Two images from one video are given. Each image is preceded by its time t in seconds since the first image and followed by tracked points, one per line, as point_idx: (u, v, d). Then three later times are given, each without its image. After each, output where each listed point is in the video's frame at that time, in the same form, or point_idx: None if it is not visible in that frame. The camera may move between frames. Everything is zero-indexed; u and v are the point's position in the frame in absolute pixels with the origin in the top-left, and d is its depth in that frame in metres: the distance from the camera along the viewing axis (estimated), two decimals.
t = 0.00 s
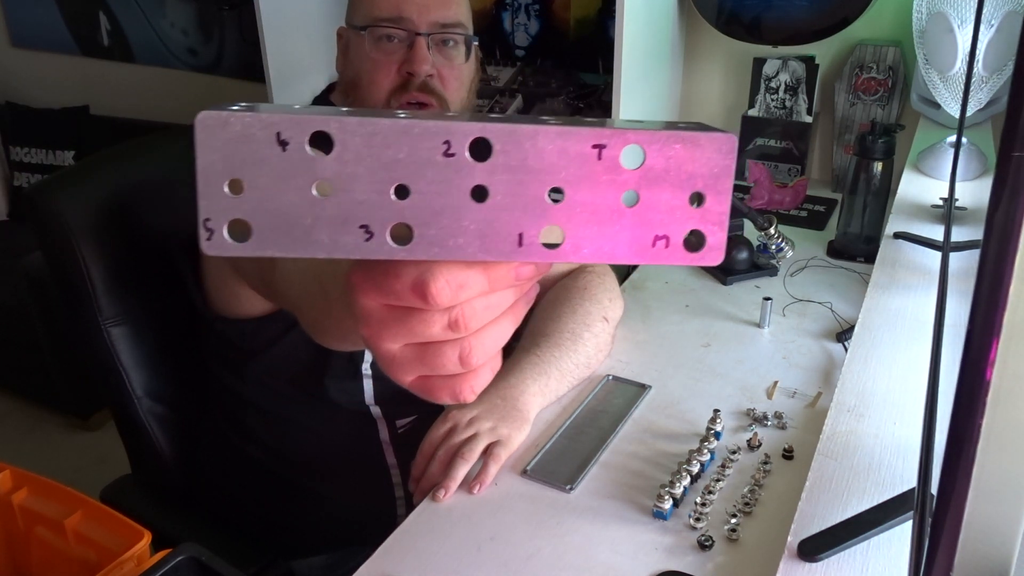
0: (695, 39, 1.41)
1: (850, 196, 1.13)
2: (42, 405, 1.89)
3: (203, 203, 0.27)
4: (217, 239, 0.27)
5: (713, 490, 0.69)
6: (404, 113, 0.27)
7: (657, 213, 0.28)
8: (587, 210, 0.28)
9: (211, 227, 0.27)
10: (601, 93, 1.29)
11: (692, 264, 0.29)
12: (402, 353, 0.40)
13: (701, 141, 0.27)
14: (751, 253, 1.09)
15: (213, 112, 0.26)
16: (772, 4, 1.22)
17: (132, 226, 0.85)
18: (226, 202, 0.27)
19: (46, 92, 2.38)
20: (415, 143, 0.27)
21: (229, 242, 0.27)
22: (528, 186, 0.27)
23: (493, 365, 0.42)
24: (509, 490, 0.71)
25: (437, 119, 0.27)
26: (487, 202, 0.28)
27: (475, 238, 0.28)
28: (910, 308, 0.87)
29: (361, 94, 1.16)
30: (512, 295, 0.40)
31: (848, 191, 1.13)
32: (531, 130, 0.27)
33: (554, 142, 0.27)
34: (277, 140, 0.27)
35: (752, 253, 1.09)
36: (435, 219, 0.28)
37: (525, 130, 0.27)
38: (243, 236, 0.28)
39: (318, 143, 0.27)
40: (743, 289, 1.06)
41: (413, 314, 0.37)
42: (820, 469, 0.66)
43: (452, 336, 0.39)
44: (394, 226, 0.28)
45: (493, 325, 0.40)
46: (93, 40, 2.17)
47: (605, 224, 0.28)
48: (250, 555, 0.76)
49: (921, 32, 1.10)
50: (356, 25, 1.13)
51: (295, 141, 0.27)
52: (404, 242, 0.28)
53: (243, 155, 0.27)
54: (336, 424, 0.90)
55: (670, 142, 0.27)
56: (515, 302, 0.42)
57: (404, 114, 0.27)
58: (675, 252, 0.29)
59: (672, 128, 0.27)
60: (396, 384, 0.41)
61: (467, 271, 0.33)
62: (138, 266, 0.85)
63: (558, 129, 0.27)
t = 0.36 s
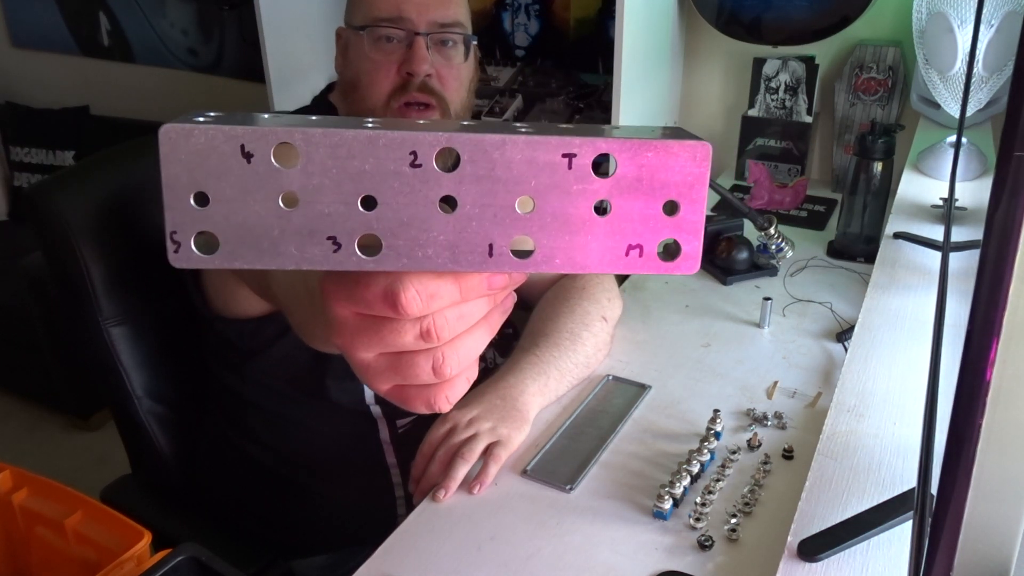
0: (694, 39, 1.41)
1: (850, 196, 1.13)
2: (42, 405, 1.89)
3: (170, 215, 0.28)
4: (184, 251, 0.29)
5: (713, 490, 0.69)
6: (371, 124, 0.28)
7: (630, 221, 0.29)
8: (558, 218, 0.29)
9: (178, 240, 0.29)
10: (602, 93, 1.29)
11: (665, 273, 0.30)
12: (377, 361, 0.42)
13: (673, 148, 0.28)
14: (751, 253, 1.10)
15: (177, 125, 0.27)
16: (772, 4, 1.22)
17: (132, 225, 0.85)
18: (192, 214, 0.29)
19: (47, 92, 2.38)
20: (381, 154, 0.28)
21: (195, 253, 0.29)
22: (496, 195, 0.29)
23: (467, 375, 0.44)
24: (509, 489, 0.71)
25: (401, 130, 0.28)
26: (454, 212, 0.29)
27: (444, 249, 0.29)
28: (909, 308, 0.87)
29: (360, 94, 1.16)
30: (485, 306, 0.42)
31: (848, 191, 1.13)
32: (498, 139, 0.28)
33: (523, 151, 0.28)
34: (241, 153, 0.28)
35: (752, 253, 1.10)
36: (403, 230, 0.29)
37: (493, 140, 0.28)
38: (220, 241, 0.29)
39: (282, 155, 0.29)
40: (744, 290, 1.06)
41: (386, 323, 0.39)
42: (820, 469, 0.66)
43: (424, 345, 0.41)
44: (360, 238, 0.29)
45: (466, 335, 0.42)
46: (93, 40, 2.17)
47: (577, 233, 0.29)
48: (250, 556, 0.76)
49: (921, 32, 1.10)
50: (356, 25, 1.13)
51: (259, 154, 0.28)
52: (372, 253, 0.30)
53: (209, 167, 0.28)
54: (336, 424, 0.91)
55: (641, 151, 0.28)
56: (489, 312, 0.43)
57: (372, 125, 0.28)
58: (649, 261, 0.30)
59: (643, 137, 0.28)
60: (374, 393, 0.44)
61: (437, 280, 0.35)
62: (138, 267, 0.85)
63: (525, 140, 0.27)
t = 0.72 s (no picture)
0: (694, 39, 1.41)
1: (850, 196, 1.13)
2: (42, 405, 1.89)
3: (165, 195, 0.29)
4: (181, 231, 0.29)
5: (713, 490, 0.69)
6: (365, 101, 0.28)
7: (628, 191, 0.29)
8: (555, 189, 0.29)
9: (175, 220, 0.29)
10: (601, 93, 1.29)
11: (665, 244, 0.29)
12: (377, 342, 0.42)
13: (671, 115, 0.27)
14: (751, 253, 1.10)
15: (171, 104, 0.28)
16: (771, 4, 1.22)
17: (132, 226, 0.85)
18: (189, 194, 0.29)
19: (47, 92, 2.38)
20: (375, 129, 0.28)
21: (192, 233, 0.29)
22: (492, 168, 0.28)
23: (467, 354, 0.44)
24: (509, 490, 0.71)
25: (396, 105, 0.28)
26: (451, 184, 0.29)
27: (441, 224, 0.29)
28: (910, 308, 0.87)
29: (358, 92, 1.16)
30: (484, 284, 0.42)
31: (848, 191, 1.13)
32: (492, 111, 0.28)
33: (518, 123, 0.28)
34: (235, 131, 0.28)
35: (752, 253, 1.10)
36: (399, 205, 0.29)
37: (487, 112, 0.28)
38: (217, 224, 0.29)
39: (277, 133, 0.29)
40: (743, 290, 1.06)
41: (385, 302, 0.39)
42: (820, 470, 0.66)
43: (423, 323, 0.41)
44: (358, 213, 0.29)
45: (465, 314, 0.42)
46: (93, 40, 2.17)
47: (575, 204, 0.29)
48: (249, 556, 0.76)
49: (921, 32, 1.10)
50: (354, 24, 1.13)
51: (253, 131, 0.28)
52: (369, 230, 0.30)
53: (204, 145, 0.28)
54: (336, 424, 0.91)
55: (638, 119, 0.27)
56: (488, 291, 0.43)
57: (366, 101, 0.28)
58: (649, 231, 0.29)
59: (639, 106, 0.28)
60: (374, 374, 0.44)
61: (434, 255, 0.35)
62: (138, 267, 0.85)
63: (519, 110, 0.27)
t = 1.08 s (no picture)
0: (694, 39, 1.41)
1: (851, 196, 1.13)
2: (42, 405, 1.89)
3: (140, 222, 0.30)
4: (158, 254, 0.30)
5: (713, 490, 0.69)
6: (326, 112, 0.28)
7: (600, 189, 0.29)
8: (526, 191, 0.29)
9: (150, 244, 0.30)
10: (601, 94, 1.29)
11: (643, 239, 0.30)
12: (362, 348, 0.42)
13: (640, 109, 0.27)
14: (751, 253, 1.10)
15: (132, 133, 0.28)
16: (771, 4, 1.22)
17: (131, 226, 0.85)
18: (159, 217, 0.29)
19: (46, 92, 2.38)
20: (334, 143, 0.28)
21: (170, 255, 0.30)
22: (457, 174, 0.28)
23: (454, 359, 0.44)
24: (510, 490, 0.71)
25: (352, 117, 0.28)
26: (416, 195, 0.29)
27: (411, 234, 0.29)
28: (910, 308, 0.87)
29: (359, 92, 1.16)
30: (466, 289, 0.42)
31: (849, 191, 1.13)
32: (452, 118, 0.27)
33: (479, 127, 0.28)
34: (198, 154, 0.28)
35: (752, 253, 1.10)
36: (366, 218, 0.29)
37: (446, 119, 0.27)
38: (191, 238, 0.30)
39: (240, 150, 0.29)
40: (744, 289, 1.06)
41: (365, 308, 0.39)
42: (821, 470, 0.66)
43: (405, 331, 0.41)
44: (325, 227, 0.30)
45: (449, 320, 0.42)
46: (92, 40, 2.17)
47: (546, 205, 0.29)
48: (249, 555, 0.76)
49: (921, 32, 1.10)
50: (355, 24, 1.13)
51: (215, 153, 0.28)
52: (338, 241, 0.30)
53: (167, 171, 0.29)
54: (336, 424, 0.91)
55: (606, 115, 0.27)
56: (472, 296, 0.44)
57: (326, 113, 0.28)
58: (625, 229, 0.29)
59: (605, 101, 0.27)
60: (364, 379, 0.43)
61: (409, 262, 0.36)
62: (139, 267, 0.85)
63: (479, 115, 0.27)
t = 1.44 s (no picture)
0: (695, 39, 1.41)
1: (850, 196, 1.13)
2: (42, 405, 1.89)
3: (151, 205, 0.29)
4: (168, 240, 0.30)
5: (713, 490, 0.69)
6: (346, 106, 0.29)
7: (613, 193, 0.29)
8: (540, 192, 0.29)
9: (161, 229, 0.29)
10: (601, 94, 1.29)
11: (653, 245, 0.29)
12: (368, 344, 0.42)
13: (655, 115, 0.27)
14: (751, 253, 1.10)
15: (151, 116, 0.28)
16: (771, 4, 1.22)
17: (131, 226, 0.85)
18: (172, 203, 0.29)
19: (46, 92, 2.38)
20: (353, 135, 0.28)
21: (180, 242, 0.30)
22: (473, 171, 0.28)
23: (459, 358, 0.44)
24: (509, 490, 0.71)
25: (371, 111, 0.28)
26: (431, 190, 0.29)
27: (423, 229, 0.29)
28: (910, 308, 0.87)
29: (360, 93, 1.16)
30: (474, 288, 0.43)
31: (848, 191, 1.13)
32: (471, 115, 0.27)
33: (497, 126, 0.28)
34: (215, 141, 0.28)
35: (752, 253, 1.10)
36: (380, 211, 0.29)
37: (465, 116, 0.28)
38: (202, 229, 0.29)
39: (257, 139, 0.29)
40: (743, 290, 1.06)
41: (372, 305, 0.40)
42: (820, 469, 0.66)
43: (414, 327, 0.41)
44: (339, 219, 0.29)
45: (457, 318, 0.42)
46: (93, 39, 2.17)
47: (559, 206, 0.29)
48: (251, 555, 0.77)
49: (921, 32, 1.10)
50: (357, 25, 1.13)
51: (233, 140, 0.28)
52: (351, 236, 0.30)
53: (182, 158, 0.28)
54: (336, 424, 0.91)
55: (623, 119, 0.27)
56: (479, 295, 0.44)
57: (346, 107, 0.28)
58: (636, 233, 0.29)
59: (624, 105, 0.27)
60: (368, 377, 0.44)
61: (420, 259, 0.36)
62: (139, 267, 0.85)
63: (499, 113, 0.27)
